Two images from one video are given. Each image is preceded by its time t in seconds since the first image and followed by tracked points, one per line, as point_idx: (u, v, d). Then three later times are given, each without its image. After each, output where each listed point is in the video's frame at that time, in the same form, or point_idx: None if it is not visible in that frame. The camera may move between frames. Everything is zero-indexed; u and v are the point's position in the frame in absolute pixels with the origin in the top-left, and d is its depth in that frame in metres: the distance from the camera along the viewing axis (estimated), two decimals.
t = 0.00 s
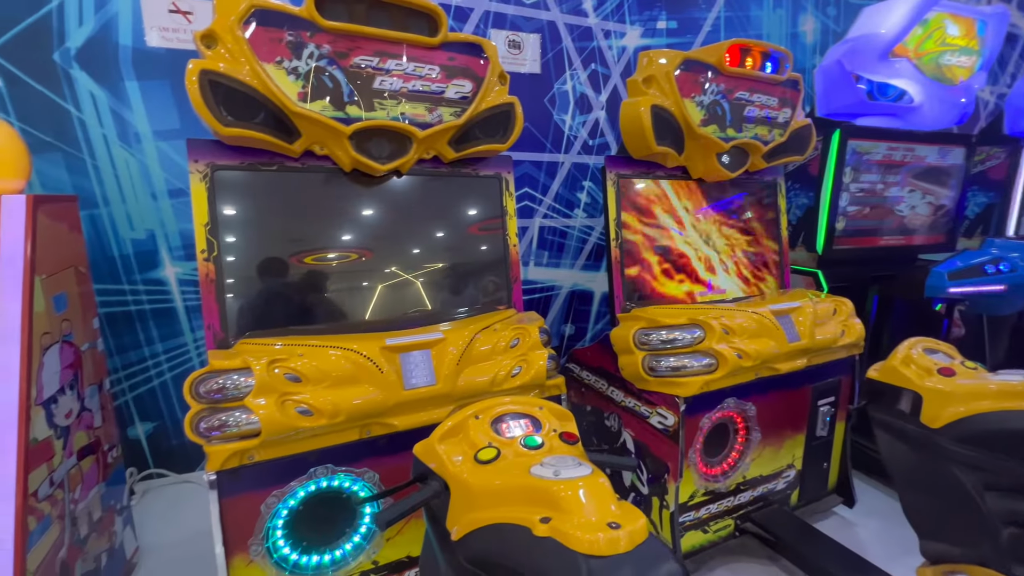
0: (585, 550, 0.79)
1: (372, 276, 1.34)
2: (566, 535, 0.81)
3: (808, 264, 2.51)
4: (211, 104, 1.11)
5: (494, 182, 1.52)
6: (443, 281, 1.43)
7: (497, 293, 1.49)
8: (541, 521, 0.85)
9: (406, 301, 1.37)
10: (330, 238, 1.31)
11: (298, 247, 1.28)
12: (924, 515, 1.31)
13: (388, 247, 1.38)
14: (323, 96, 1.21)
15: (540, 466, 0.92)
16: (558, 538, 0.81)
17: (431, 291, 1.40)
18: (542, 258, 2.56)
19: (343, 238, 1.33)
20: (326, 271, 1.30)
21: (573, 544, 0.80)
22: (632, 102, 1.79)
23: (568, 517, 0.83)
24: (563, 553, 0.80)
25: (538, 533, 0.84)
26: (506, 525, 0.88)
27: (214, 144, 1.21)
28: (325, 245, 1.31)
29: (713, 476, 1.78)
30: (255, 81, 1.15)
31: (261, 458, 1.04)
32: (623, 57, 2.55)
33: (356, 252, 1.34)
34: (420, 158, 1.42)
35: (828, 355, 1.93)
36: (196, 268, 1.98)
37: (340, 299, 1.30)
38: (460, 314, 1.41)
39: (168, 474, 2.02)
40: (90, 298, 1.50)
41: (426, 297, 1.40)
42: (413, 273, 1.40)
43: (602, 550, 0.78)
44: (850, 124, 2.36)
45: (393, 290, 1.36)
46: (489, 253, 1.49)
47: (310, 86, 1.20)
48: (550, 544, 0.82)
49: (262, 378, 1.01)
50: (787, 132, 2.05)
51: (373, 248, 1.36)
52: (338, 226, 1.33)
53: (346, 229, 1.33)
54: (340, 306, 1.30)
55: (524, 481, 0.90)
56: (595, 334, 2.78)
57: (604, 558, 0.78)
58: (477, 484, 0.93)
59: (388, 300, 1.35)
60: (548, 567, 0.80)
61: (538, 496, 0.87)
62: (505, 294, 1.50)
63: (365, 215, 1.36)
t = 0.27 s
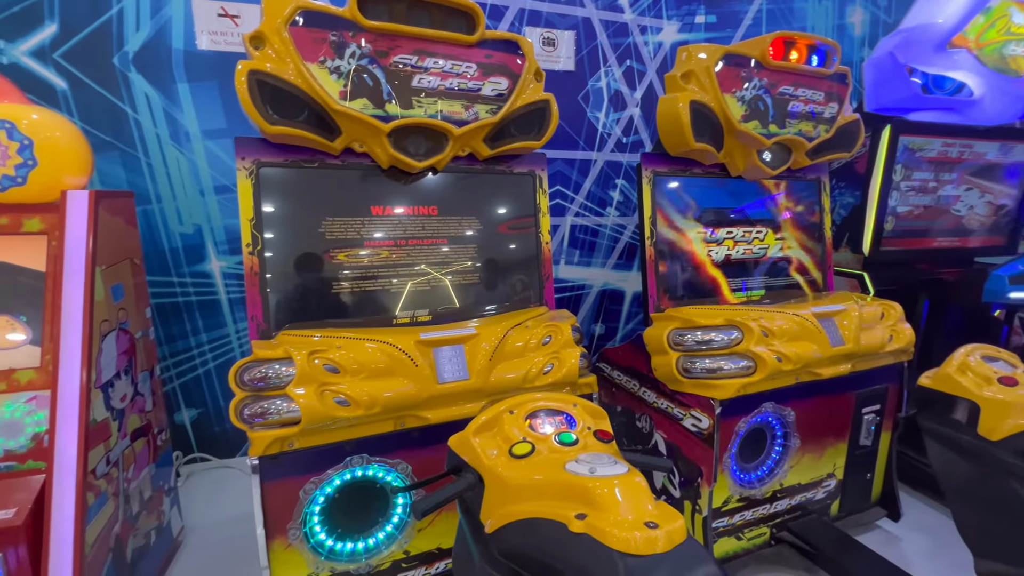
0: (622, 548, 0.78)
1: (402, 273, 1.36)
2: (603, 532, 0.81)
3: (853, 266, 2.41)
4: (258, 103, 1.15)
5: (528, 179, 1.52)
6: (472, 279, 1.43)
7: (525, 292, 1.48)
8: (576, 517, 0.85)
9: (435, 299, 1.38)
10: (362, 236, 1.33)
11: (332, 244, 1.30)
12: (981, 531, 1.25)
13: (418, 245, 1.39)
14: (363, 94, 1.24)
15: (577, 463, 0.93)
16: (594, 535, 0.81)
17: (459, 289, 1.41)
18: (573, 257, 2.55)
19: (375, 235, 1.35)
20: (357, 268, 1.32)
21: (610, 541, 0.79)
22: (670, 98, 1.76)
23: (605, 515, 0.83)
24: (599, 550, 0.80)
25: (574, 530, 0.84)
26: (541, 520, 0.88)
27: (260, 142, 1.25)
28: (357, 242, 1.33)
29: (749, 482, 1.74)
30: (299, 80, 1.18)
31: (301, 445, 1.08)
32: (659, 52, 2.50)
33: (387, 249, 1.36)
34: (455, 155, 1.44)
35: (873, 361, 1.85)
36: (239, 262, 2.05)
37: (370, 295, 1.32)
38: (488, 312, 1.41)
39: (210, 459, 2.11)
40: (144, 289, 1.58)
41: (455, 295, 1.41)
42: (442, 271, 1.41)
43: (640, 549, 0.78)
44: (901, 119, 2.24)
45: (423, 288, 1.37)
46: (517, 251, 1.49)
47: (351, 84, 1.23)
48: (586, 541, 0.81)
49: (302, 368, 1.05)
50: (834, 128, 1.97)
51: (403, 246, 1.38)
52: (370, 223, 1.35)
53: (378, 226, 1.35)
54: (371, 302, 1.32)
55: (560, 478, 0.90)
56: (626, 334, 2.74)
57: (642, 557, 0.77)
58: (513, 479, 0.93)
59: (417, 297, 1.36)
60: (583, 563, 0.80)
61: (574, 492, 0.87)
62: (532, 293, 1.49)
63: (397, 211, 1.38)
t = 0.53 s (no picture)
0: (660, 551, 0.77)
1: (432, 272, 1.38)
2: (640, 534, 0.80)
3: (904, 268, 2.30)
4: (303, 106, 1.19)
5: (562, 178, 1.52)
6: (501, 278, 1.44)
7: (554, 291, 1.48)
8: (613, 519, 0.85)
9: (465, 298, 1.40)
10: (395, 234, 1.36)
11: (366, 243, 1.33)
12: None
13: (449, 244, 1.41)
14: (402, 96, 1.27)
15: (613, 465, 0.93)
16: (632, 537, 0.81)
17: (488, 288, 1.42)
18: (605, 256, 2.52)
19: (407, 234, 1.37)
20: (389, 267, 1.34)
21: (647, 544, 0.78)
22: (709, 95, 1.72)
23: (642, 517, 0.82)
24: (636, 552, 0.79)
25: (611, 531, 0.83)
26: (577, 520, 0.88)
27: (304, 144, 1.30)
28: (390, 241, 1.35)
29: (788, 490, 1.69)
30: (340, 83, 1.22)
31: (340, 438, 1.11)
32: (697, 48, 2.45)
33: (418, 248, 1.38)
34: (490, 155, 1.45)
35: (925, 368, 1.77)
36: (280, 260, 2.13)
37: (401, 293, 1.35)
38: (517, 311, 1.42)
39: (251, 448, 2.20)
40: (194, 284, 1.65)
41: (484, 294, 1.42)
42: (472, 270, 1.42)
43: (678, 553, 0.77)
44: (958, 114, 2.13)
45: (453, 287, 1.39)
46: (547, 251, 1.49)
47: (391, 87, 1.26)
48: (623, 543, 0.81)
49: (342, 363, 1.08)
50: (884, 124, 1.88)
51: (434, 244, 1.39)
52: (403, 222, 1.37)
53: (410, 226, 1.37)
54: (402, 300, 1.34)
55: (596, 478, 0.90)
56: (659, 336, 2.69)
57: (680, 562, 0.76)
58: (549, 479, 0.94)
59: (447, 296, 1.38)
60: (620, 565, 0.79)
61: (611, 494, 0.87)
62: (562, 293, 1.49)
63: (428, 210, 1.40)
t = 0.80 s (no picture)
0: (720, 556, 0.75)
1: (472, 270, 1.39)
2: (699, 537, 0.78)
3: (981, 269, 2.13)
4: (360, 108, 1.23)
5: (610, 175, 1.50)
6: (540, 277, 1.44)
7: (595, 290, 1.47)
8: (671, 520, 0.83)
9: (504, 295, 1.40)
10: (436, 232, 1.38)
11: (409, 240, 1.36)
12: None
13: (489, 242, 1.41)
14: (455, 96, 1.29)
15: (669, 466, 0.92)
16: (690, 539, 0.79)
17: (527, 286, 1.42)
18: (651, 255, 2.47)
19: (447, 232, 1.39)
20: (430, 264, 1.37)
21: (707, 547, 0.77)
22: (767, 88, 1.65)
23: (701, 520, 0.80)
24: (695, 555, 0.77)
25: (668, 532, 0.82)
26: (631, 520, 0.87)
27: (359, 145, 1.34)
28: (431, 239, 1.38)
29: (848, 502, 1.60)
30: (395, 86, 1.25)
31: (393, 429, 1.15)
32: (751, 39, 2.36)
33: (458, 246, 1.39)
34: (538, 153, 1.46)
35: (1005, 377, 1.64)
36: (332, 256, 2.21)
37: (440, 290, 1.37)
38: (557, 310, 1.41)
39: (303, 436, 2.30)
40: (255, 279, 1.75)
41: (522, 291, 1.42)
42: (511, 268, 1.43)
43: (740, 559, 0.74)
44: None
45: (491, 285, 1.40)
46: (588, 249, 1.48)
47: (444, 88, 1.28)
48: (681, 544, 0.79)
49: (396, 357, 1.12)
50: (962, 114, 1.75)
51: (474, 242, 1.40)
52: (444, 220, 1.39)
53: (451, 224, 1.39)
54: (442, 296, 1.37)
55: (652, 479, 0.89)
56: (705, 338, 2.61)
57: (742, 567, 0.74)
58: (603, 477, 0.93)
59: (486, 294, 1.40)
60: (678, 566, 0.77)
61: (668, 496, 0.86)
62: (602, 292, 1.47)
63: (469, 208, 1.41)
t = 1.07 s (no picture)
0: (808, 557, 0.73)
1: (517, 265, 1.38)
2: (785, 536, 0.76)
3: None
4: (427, 104, 1.26)
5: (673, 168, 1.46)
6: (586, 273, 1.42)
7: (643, 287, 1.43)
8: (752, 518, 0.81)
9: (549, 291, 1.39)
10: (483, 227, 1.38)
11: (456, 235, 1.37)
12: None
13: (535, 237, 1.41)
14: (520, 91, 1.30)
15: (749, 463, 0.90)
16: (774, 538, 0.77)
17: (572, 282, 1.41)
18: (710, 250, 2.36)
19: (494, 228, 1.39)
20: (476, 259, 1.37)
21: (793, 547, 0.74)
22: (846, 72, 1.55)
23: (785, 520, 0.78)
24: (780, 554, 0.75)
25: (749, 530, 0.80)
26: (707, 516, 0.85)
27: (424, 141, 1.37)
28: (478, 234, 1.38)
29: (933, 516, 1.49)
30: (461, 81, 1.28)
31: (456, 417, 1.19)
32: (825, 21, 2.23)
33: (504, 241, 1.39)
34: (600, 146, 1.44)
35: None
36: (390, 250, 2.29)
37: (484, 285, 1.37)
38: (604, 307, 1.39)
39: (362, 422, 2.40)
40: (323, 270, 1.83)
41: (567, 286, 1.40)
42: (556, 264, 1.41)
43: (830, 561, 0.72)
44: None
45: (536, 280, 1.39)
46: (636, 245, 1.44)
47: (509, 82, 1.30)
48: (765, 543, 0.77)
49: (461, 346, 1.15)
50: None
51: (520, 238, 1.40)
52: (491, 215, 1.39)
53: (498, 219, 1.39)
54: (488, 291, 1.37)
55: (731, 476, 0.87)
56: (765, 339, 2.48)
57: (832, 569, 0.71)
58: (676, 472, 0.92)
59: (530, 289, 1.39)
60: (761, 564, 0.75)
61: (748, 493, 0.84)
62: (651, 289, 1.43)
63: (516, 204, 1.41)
